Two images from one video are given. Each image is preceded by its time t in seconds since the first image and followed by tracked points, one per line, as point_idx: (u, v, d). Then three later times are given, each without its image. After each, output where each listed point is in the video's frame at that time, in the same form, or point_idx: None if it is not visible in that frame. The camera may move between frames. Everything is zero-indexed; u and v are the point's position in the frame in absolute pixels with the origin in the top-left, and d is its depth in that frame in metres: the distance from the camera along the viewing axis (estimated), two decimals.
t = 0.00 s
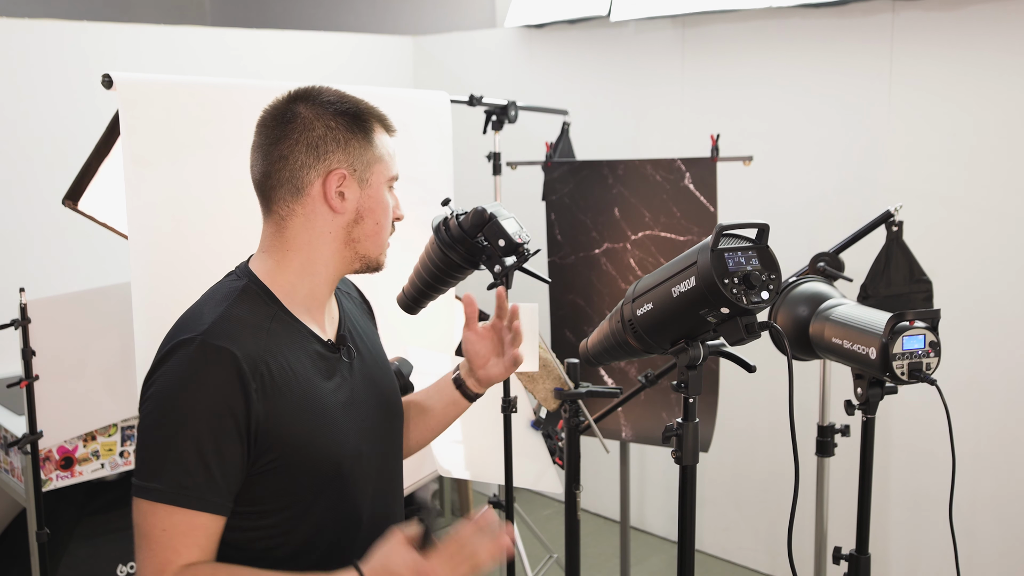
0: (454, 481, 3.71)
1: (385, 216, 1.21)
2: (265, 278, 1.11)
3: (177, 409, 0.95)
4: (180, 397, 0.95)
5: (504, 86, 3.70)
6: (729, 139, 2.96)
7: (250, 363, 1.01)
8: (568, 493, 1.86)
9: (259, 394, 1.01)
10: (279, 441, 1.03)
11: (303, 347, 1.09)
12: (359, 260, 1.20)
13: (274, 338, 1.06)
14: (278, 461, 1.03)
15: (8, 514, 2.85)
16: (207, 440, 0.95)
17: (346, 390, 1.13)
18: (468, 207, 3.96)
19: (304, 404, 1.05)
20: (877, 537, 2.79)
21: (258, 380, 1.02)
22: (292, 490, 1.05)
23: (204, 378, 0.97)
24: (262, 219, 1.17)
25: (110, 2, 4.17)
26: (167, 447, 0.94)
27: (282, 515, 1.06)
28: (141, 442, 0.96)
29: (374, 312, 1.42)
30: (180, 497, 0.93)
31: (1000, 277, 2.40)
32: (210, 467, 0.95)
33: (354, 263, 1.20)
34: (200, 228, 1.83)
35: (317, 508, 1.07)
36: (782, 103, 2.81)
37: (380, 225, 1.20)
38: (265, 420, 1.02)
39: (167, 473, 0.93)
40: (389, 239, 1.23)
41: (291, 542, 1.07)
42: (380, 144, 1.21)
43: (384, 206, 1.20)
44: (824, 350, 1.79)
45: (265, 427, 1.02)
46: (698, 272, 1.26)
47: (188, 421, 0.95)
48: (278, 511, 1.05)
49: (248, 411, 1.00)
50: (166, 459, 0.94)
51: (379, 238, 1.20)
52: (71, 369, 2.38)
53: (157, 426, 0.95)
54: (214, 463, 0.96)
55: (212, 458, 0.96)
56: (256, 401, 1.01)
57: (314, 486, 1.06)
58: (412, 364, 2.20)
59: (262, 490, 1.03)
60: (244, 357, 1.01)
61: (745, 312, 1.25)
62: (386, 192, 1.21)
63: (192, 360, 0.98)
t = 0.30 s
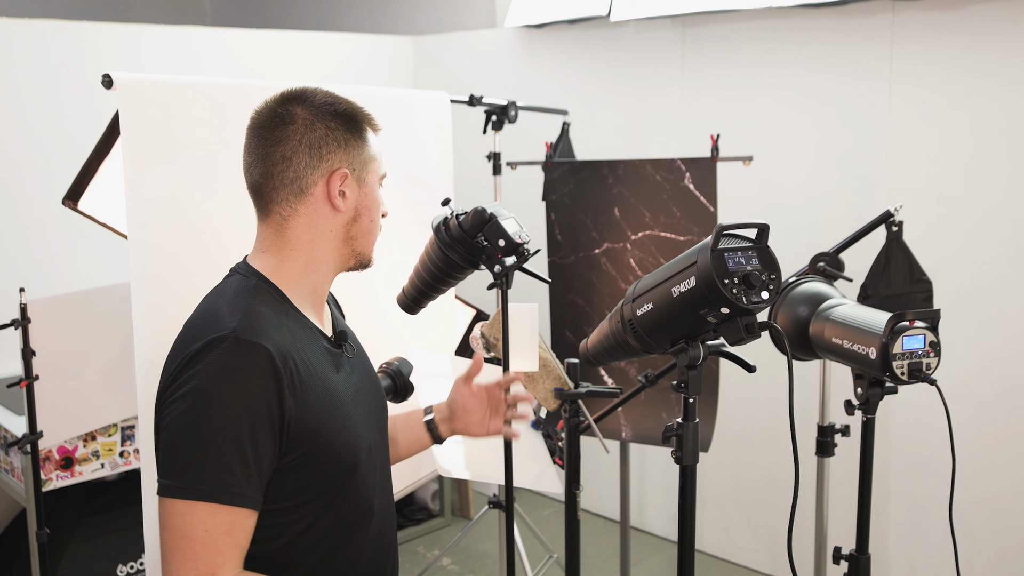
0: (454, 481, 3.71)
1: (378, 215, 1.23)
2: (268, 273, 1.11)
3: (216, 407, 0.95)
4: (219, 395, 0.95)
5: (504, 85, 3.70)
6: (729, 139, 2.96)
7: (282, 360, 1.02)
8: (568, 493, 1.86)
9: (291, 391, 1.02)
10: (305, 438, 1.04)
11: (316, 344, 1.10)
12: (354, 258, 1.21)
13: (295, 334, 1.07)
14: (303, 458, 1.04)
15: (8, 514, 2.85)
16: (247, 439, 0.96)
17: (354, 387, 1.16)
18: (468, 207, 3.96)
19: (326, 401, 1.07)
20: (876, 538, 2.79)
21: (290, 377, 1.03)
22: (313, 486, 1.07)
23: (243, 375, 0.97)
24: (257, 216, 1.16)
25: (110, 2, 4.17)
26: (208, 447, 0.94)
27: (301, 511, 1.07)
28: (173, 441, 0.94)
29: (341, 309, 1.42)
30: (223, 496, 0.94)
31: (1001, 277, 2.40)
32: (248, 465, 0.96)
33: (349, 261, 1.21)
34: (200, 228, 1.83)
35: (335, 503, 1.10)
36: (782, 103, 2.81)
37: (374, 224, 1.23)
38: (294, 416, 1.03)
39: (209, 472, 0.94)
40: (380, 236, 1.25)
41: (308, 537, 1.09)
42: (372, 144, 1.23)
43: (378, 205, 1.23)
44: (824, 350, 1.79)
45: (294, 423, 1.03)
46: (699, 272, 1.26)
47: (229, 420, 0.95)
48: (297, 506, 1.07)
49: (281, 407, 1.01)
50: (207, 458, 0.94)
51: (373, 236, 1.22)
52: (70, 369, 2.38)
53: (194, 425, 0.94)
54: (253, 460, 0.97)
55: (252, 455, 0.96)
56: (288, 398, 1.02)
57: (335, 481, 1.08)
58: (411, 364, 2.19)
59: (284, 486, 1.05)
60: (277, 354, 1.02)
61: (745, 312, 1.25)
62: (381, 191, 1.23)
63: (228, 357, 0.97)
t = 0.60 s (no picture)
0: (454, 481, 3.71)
1: (372, 215, 1.22)
2: (265, 272, 1.12)
3: (226, 402, 0.94)
4: (228, 390, 0.95)
5: (504, 85, 3.70)
6: (729, 139, 2.96)
7: (288, 354, 1.02)
8: (568, 493, 1.86)
9: (296, 384, 1.02)
10: (309, 432, 1.04)
11: (313, 340, 1.11)
12: (348, 258, 1.21)
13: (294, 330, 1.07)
14: (306, 451, 1.05)
15: (8, 514, 2.85)
16: (258, 431, 0.96)
17: (349, 381, 1.17)
18: (468, 207, 3.96)
19: (327, 394, 1.08)
20: (876, 538, 2.79)
21: (294, 370, 1.03)
22: (315, 480, 1.07)
23: (252, 370, 0.96)
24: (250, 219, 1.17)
25: (110, 2, 4.17)
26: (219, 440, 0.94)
27: (303, 505, 1.07)
28: (183, 437, 0.94)
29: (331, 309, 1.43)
30: (236, 489, 0.94)
31: (1000, 277, 2.40)
32: (257, 459, 0.96)
33: (344, 261, 1.21)
34: (200, 228, 1.83)
35: (335, 496, 1.10)
36: (782, 103, 2.81)
37: (365, 224, 1.21)
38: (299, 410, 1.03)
39: (221, 467, 0.94)
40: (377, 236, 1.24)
41: (311, 531, 1.09)
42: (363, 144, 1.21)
43: (371, 205, 1.21)
44: (824, 350, 1.79)
45: (299, 417, 1.03)
46: (699, 272, 1.26)
47: (241, 413, 0.95)
48: (300, 501, 1.07)
49: (287, 400, 1.01)
50: (219, 452, 0.93)
51: (367, 237, 1.21)
52: (70, 369, 2.38)
53: (204, 420, 0.93)
54: (264, 454, 0.97)
55: (262, 448, 0.97)
56: (293, 390, 1.02)
57: (337, 475, 1.09)
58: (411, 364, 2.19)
59: (288, 481, 1.05)
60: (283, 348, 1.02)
61: (745, 312, 1.25)
62: (373, 190, 1.22)
63: (236, 352, 0.97)
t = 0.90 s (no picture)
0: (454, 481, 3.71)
1: (295, 210, 1.30)
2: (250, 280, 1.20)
3: (181, 386, 0.95)
4: (182, 375, 0.95)
5: (504, 85, 3.70)
6: (729, 139, 2.96)
7: (245, 343, 1.02)
8: (568, 493, 1.86)
9: (254, 372, 1.02)
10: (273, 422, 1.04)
11: (288, 334, 1.11)
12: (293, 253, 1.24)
13: (264, 321, 1.07)
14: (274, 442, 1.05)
15: (8, 514, 2.85)
16: (211, 417, 0.96)
17: (330, 376, 1.15)
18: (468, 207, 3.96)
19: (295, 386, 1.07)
20: (876, 538, 2.79)
21: (252, 359, 1.03)
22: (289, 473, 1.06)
23: (206, 356, 0.97)
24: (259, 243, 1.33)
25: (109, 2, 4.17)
26: (172, 425, 0.94)
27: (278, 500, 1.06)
28: (143, 423, 0.95)
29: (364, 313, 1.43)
30: (189, 472, 0.93)
31: (1000, 278, 2.40)
32: (218, 445, 0.95)
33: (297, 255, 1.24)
34: (201, 228, 1.83)
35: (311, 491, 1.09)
36: (783, 103, 2.81)
37: (285, 224, 1.29)
38: (259, 399, 1.03)
39: (179, 451, 0.93)
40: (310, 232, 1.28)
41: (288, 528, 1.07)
42: (275, 140, 1.30)
43: (290, 202, 1.30)
44: (824, 350, 1.79)
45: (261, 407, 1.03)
46: (699, 272, 1.26)
47: (192, 399, 0.95)
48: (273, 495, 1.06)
49: (243, 388, 1.00)
50: (171, 435, 0.93)
51: (296, 233, 1.27)
52: (70, 369, 2.38)
53: (160, 406, 0.94)
54: (220, 439, 0.96)
55: (217, 434, 0.96)
56: (250, 379, 1.02)
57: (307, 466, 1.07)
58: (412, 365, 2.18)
59: (259, 473, 1.04)
60: (239, 337, 1.02)
61: (745, 312, 1.25)
62: (286, 191, 1.30)
63: (190, 339, 0.98)
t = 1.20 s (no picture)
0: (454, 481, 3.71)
1: (279, 213, 1.14)
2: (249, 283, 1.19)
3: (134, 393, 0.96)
4: (137, 382, 0.97)
5: (504, 85, 3.70)
6: (729, 139, 2.96)
7: (208, 351, 1.02)
8: (568, 493, 1.86)
9: (218, 381, 1.02)
10: (239, 430, 1.03)
11: (272, 339, 1.09)
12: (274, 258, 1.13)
13: (239, 327, 1.07)
14: (241, 451, 1.04)
15: (8, 514, 2.85)
16: (163, 426, 0.96)
17: (321, 385, 1.12)
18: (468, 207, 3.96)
19: (267, 394, 1.05)
20: (876, 538, 2.79)
21: (216, 368, 1.02)
22: (257, 482, 1.05)
23: (161, 363, 0.98)
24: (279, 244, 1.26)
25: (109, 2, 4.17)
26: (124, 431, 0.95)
27: (249, 508, 1.06)
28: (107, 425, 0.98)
29: (386, 316, 1.39)
30: (132, 477, 0.94)
31: (1000, 278, 2.40)
32: (165, 454, 0.96)
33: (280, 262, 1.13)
34: (201, 227, 1.83)
35: (281, 501, 1.07)
36: (783, 103, 2.81)
37: (272, 225, 1.13)
38: (225, 408, 1.02)
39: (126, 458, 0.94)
40: (294, 233, 1.13)
41: (257, 537, 1.07)
42: (262, 138, 1.16)
43: (278, 201, 1.14)
44: (824, 350, 1.79)
45: (224, 415, 1.02)
46: (699, 272, 1.26)
47: (146, 407, 0.96)
48: (241, 503, 1.05)
49: (204, 398, 1.00)
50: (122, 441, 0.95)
51: (279, 233, 1.13)
52: (70, 370, 2.38)
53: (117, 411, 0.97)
54: (169, 448, 0.96)
55: (166, 443, 0.96)
56: (212, 388, 1.01)
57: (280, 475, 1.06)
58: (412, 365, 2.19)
59: (229, 479, 1.04)
60: (203, 345, 1.02)
61: (745, 312, 1.25)
62: (276, 187, 1.14)
63: (150, 346, 0.99)
